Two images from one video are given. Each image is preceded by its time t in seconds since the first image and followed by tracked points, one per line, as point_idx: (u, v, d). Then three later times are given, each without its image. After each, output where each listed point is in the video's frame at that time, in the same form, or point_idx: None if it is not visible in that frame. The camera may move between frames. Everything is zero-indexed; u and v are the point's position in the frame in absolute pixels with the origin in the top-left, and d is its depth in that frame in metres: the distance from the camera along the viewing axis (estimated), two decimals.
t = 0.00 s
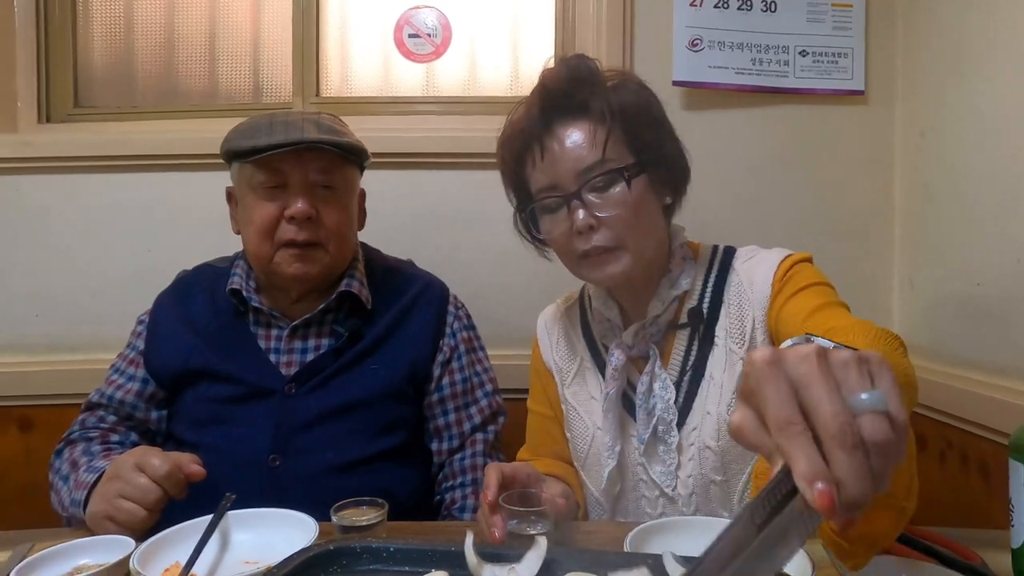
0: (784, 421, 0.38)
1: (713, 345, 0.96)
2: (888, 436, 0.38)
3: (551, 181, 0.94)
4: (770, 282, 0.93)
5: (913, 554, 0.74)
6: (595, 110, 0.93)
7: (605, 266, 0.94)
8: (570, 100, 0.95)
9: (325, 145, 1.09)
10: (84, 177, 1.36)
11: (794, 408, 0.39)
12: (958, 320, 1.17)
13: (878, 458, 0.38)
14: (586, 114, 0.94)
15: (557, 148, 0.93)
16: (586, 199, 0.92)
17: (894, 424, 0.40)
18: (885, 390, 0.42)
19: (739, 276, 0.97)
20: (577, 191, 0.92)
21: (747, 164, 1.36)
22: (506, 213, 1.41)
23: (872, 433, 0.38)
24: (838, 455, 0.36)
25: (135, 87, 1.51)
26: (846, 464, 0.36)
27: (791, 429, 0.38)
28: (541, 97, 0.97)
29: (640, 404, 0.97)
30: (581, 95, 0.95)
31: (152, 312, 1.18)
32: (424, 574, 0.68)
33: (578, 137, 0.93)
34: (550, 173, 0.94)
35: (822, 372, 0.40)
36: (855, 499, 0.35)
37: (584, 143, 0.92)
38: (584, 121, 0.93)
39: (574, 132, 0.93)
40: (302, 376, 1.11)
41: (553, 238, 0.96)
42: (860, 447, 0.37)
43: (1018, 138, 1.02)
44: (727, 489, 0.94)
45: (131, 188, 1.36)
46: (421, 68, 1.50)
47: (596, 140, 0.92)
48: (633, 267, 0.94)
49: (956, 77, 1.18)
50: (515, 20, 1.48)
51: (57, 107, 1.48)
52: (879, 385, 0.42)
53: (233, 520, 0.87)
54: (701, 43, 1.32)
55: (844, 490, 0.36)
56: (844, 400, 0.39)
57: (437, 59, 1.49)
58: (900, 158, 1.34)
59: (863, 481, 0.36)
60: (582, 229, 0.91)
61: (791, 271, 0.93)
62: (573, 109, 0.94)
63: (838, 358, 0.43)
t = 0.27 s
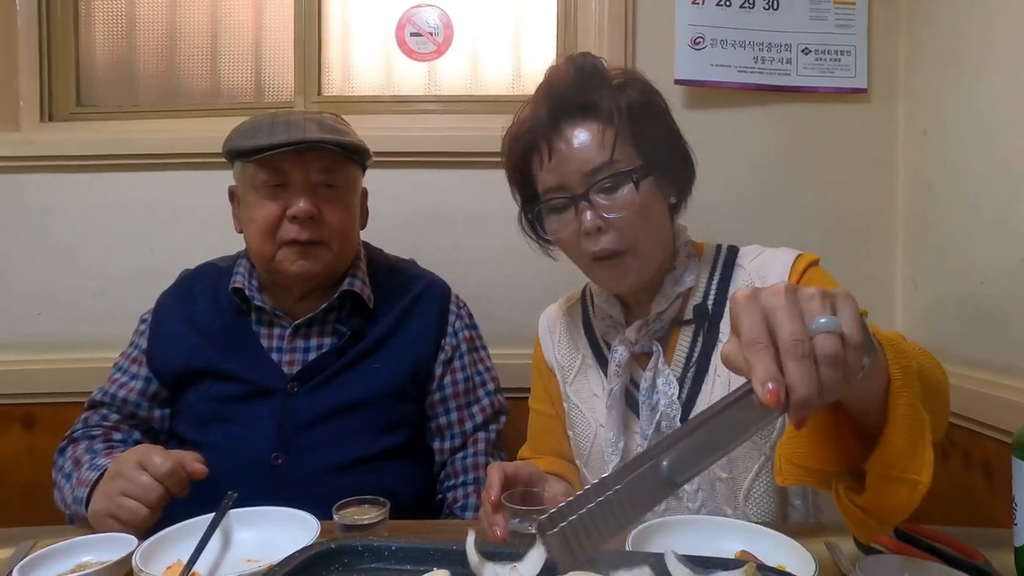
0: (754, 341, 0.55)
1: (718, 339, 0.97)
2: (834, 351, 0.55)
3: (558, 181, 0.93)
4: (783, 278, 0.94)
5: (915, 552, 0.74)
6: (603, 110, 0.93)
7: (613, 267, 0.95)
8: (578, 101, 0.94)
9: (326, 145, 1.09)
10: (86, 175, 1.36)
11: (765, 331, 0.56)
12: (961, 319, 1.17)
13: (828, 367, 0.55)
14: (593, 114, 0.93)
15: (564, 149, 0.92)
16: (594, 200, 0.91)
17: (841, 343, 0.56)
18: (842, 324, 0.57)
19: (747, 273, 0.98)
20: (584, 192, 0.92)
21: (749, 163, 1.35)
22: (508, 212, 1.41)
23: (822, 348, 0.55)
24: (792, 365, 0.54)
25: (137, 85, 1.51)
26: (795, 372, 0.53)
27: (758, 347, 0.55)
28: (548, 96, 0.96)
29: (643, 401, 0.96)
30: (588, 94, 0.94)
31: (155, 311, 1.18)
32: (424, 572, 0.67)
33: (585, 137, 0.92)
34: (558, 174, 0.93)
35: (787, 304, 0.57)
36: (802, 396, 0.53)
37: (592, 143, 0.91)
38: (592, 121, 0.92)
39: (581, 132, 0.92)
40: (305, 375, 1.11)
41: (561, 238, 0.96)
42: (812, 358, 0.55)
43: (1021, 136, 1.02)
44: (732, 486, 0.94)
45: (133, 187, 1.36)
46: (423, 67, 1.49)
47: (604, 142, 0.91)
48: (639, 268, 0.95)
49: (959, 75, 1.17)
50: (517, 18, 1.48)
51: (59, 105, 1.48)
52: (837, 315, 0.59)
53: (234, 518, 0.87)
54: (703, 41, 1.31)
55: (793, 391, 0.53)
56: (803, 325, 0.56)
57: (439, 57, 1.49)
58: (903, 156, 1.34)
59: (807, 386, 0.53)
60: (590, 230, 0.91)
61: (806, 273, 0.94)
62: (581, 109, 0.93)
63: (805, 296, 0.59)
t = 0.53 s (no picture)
0: (777, 389, 0.54)
1: (726, 333, 0.97)
2: (858, 396, 0.55)
3: (574, 176, 0.93)
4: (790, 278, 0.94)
5: (922, 549, 0.74)
6: (621, 106, 0.93)
7: (627, 263, 0.94)
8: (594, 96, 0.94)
9: (332, 143, 1.09)
10: (91, 173, 1.37)
11: (787, 377, 0.55)
12: (969, 315, 1.16)
13: (854, 408, 0.54)
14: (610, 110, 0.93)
15: (580, 144, 0.92)
16: (611, 196, 0.91)
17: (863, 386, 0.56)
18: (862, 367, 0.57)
19: (756, 268, 0.98)
20: (602, 188, 0.91)
21: (754, 160, 1.35)
22: (513, 209, 1.40)
23: (847, 393, 0.54)
24: (820, 413, 0.52)
25: (142, 83, 1.51)
26: (824, 419, 0.52)
27: (783, 394, 0.54)
28: (566, 92, 0.96)
29: (651, 393, 0.97)
30: (603, 91, 0.94)
31: (162, 308, 1.18)
32: (428, 570, 0.67)
33: (601, 134, 0.92)
34: (573, 169, 0.93)
35: (806, 348, 0.57)
36: (835, 443, 0.51)
37: (608, 140, 0.91)
38: (611, 117, 0.93)
39: (597, 129, 0.92)
40: (311, 371, 1.11)
41: (575, 234, 0.95)
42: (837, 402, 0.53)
43: None
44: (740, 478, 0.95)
45: (138, 185, 1.37)
46: (427, 65, 1.49)
47: (621, 138, 0.91)
48: (651, 264, 0.95)
49: (967, 71, 1.16)
50: (521, 16, 1.48)
51: (65, 103, 1.49)
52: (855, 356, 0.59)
53: (239, 514, 0.87)
54: (708, 38, 1.31)
55: (826, 438, 0.51)
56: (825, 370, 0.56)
57: (443, 55, 1.49)
58: (910, 152, 1.33)
59: (839, 432, 0.51)
60: (606, 225, 0.91)
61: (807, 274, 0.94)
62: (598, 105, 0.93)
63: (822, 337, 0.59)
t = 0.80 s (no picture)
0: (779, 354, 0.56)
1: (736, 330, 0.97)
2: (855, 365, 0.55)
3: (580, 175, 0.93)
4: (805, 281, 0.94)
5: (936, 546, 0.73)
6: (626, 105, 0.92)
7: (632, 261, 0.94)
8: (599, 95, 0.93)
9: (342, 140, 1.09)
10: (101, 170, 1.37)
11: (789, 343, 0.57)
12: (983, 311, 1.15)
13: (852, 379, 0.55)
14: (615, 108, 0.92)
15: (586, 143, 0.92)
16: (616, 195, 0.91)
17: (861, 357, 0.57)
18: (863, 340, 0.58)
19: (768, 267, 0.98)
20: (607, 187, 0.91)
21: (763, 156, 1.34)
22: (522, 206, 1.40)
23: (843, 360, 0.55)
24: (814, 377, 0.54)
25: (153, 80, 1.52)
26: (818, 384, 0.54)
27: (782, 359, 0.56)
28: (571, 91, 0.95)
29: (662, 390, 0.96)
30: (609, 89, 0.93)
31: (172, 305, 1.19)
32: (437, 566, 0.67)
33: (607, 133, 0.91)
34: (579, 168, 0.92)
35: (811, 319, 0.58)
36: (824, 406, 0.53)
37: (614, 138, 0.91)
38: (615, 115, 0.92)
39: (604, 127, 0.91)
40: (320, 369, 1.12)
41: (581, 232, 0.95)
42: (833, 371, 0.55)
43: None
44: (752, 475, 0.95)
45: (148, 182, 1.37)
46: (435, 62, 1.49)
47: (626, 137, 0.91)
48: (658, 263, 0.95)
49: (982, 66, 1.16)
50: (528, 13, 1.48)
51: (77, 100, 1.49)
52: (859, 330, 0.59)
53: (249, 510, 0.87)
54: (718, 33, 1.30)
55: (816, 401, 0.53)
56: (826, 339, 0.57)
57: (451, 52, 1.49)
58: (922, 148, 1.32)
59: (830, 397, 0.53)
60: (611, 224, 0.91)
61: (825, 274, 0.95)
62: (603, 104, 0.92)
63: (829, 309, 0.60)
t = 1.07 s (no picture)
0: (779, 361, 0.56)
1: (740, 326, 0.97)
2: (854, 373, 0.56)
3: (583, 174, 0.93)
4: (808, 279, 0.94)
5: (941, 543, 0.73)
6: (629, 105, 0.92)
7: (634, 259, 0.94)
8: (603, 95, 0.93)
9: (344, 139, 1.09)
10: (105, 169, 1.38)
11: (789, 351, 0.57)
12: (988, 308, 1.15)
13: (850, 387, 0.56)
14: (617, 108, 0.92)
15: (588, 142, 0.92)
16: (618, 193, 0.90)
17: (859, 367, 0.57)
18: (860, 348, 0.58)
19: (773, 265, 0.98)
20: (608, 185, 0.91)
21: (766, 154, 1.34)
22: (525, 204, 1.40)
23: (842, 369, 0.56)
24: (814, 385, 0.54)
25: (156, 79, 1.52)
26: (818, 391, 0.54)
27: (783, 367, 0.55)
28: (575, 91, 0.95)
29: (665, 386, 0.96)
30: (612, 89, 0.93)
31: (176, 302, 1.19)
32: (440, 564, 0.67)
33: (610, 132, 0.91)
34: (582, 167, 0.92)
35: (810, 328, 0.58)
36: (824, 413, 0.53)
37: (617, 138, 0.91)
38: (618, 115, 0.92)
39: (607, 127, 0.91)
40: (322, 367, 1.12)
41: (584, 230, 0.95)
42: (833, 379, 0.55)
43: None
44: (754, 470, 0.95)
45: (151, 180, 1.37)
46: (437, 60, 1.49)
47: (628, 137, 0.91)
48: (660, 260, 0.94)
49: (988, 63, 1.15)
50: (530, 11, 1.47)
51: (80, 98, 1.50)
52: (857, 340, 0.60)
53: (252, 507, 0.87)
54: (721, 31, 1.30)
55: (816, 408, 0.53)
56: (824, 348, 0.57)
57: (454, 50, 1.49)
58: (927, 146, 1.32)
59: (831, 403, 0.53)
60: (612, 223, 0.90)
61: (825, 272, 0.95)
62: (605, 103, 0.93)
63: (826, 321, 0.60)
